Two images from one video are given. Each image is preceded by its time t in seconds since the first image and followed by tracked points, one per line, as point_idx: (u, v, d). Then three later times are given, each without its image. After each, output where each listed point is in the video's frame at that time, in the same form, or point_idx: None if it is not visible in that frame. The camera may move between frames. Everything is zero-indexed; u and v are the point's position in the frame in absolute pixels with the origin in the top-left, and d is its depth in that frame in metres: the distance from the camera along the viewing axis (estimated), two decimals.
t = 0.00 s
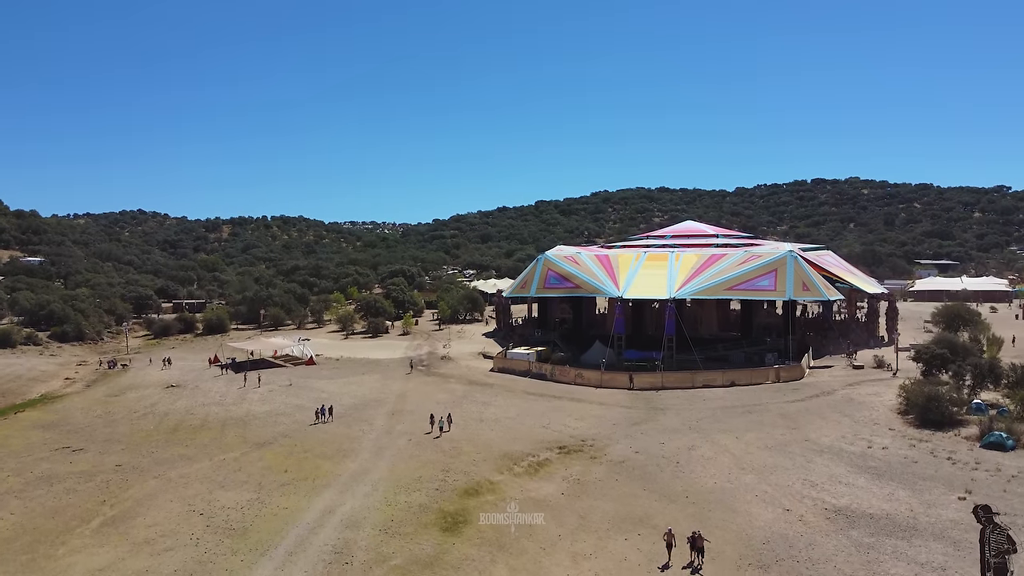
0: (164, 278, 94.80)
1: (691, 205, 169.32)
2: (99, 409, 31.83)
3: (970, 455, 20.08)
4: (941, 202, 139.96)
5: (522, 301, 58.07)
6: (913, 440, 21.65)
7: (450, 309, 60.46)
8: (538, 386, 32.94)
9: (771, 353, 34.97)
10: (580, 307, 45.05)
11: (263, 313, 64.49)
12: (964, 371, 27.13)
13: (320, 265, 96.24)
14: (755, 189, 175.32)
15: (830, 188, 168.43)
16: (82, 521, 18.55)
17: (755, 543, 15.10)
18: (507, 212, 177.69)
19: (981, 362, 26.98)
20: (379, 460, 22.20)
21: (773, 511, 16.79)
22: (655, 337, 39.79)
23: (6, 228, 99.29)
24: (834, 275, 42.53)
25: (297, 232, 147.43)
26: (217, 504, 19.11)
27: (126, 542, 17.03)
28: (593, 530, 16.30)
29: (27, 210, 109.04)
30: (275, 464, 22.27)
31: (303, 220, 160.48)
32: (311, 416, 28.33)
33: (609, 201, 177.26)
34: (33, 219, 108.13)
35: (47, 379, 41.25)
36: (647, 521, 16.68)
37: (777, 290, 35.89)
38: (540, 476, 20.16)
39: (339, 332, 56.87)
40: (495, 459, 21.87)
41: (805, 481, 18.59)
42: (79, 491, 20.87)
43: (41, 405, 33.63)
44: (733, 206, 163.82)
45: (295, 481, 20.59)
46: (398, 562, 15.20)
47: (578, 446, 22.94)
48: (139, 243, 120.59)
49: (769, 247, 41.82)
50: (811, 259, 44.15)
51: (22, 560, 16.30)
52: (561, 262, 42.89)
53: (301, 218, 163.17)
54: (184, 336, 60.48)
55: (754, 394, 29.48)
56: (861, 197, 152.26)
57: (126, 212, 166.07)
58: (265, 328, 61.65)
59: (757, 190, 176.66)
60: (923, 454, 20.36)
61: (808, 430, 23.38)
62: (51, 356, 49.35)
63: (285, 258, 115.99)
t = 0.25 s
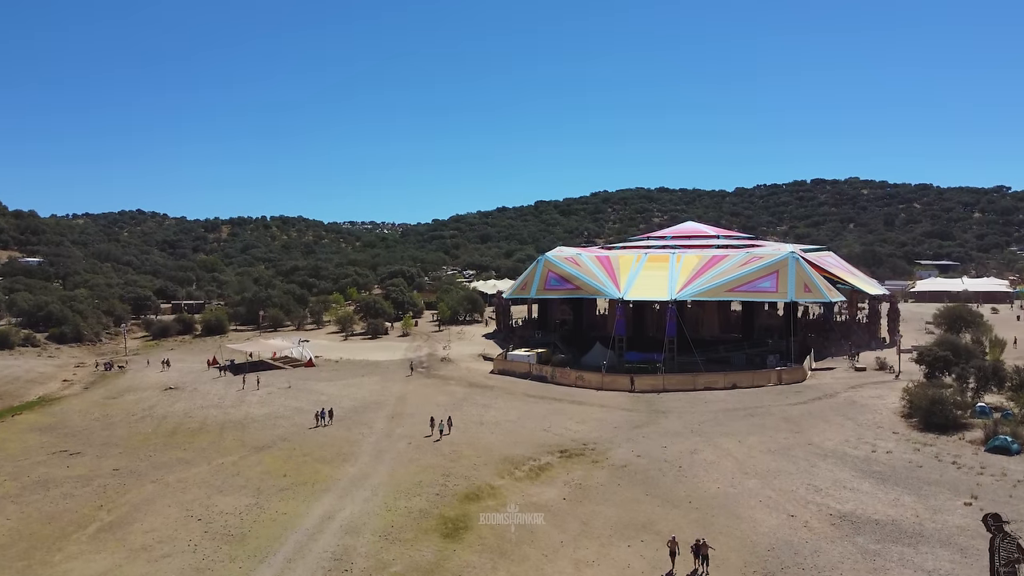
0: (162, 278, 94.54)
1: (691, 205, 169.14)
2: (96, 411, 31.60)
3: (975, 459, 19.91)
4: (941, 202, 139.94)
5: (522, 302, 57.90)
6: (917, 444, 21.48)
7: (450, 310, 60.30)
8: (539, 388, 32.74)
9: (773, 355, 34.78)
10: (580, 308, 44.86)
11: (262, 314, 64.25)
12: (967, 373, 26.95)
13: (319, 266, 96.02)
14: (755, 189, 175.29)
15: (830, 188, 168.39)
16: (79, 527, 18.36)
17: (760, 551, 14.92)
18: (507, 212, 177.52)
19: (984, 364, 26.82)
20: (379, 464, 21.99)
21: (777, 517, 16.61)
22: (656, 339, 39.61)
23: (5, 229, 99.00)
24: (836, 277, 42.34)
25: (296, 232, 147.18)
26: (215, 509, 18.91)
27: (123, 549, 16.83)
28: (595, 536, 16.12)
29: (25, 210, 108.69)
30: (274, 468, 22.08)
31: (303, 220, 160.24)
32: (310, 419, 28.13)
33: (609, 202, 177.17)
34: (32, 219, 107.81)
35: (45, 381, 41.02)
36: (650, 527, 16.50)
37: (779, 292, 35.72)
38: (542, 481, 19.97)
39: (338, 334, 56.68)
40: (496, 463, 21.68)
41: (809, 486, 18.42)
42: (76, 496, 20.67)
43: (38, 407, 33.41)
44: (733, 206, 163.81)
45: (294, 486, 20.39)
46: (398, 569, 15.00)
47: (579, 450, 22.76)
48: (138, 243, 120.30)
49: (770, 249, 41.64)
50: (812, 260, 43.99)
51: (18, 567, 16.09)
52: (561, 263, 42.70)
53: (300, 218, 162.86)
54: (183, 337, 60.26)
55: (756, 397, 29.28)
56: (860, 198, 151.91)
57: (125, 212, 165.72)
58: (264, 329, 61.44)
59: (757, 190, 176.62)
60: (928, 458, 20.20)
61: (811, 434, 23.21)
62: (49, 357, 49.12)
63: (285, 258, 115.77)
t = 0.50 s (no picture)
0: (162, 279, 94.34)
1: (691, 206, 168.95)
2: (95, 414, 31.39)
3: (980, 463, 19.74)
4: (941, 202, 139.83)
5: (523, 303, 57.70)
6: (923, 448, 21.30)
7: (450, 311, 60.11)
8: (540, 391, 32.55)
9: (775, 357, 34.59)
10: (581, 309, 44.66)
11: (262, 315, 64.06)
12: (971, 376, 26.77)
13: (319, 266, 95.82)
14: (755, 189, 175.18)
15: (830, 188, 168.28)
16: (76, 533, 18.17)
17: (766, 557, 14.74)
18: (507, 212, 177.37)
19: (988, 367, 26.64)
20: (379, 469, 21.80)
21: (782, 523, 16.44)
22: (657, 341, 39.42)
23: (4, 229, 98.74)
24: (837, 278, 42.17)
25: (296, 233, 147.00)
26: (213, 515, 18.71)
27: (120, 555, 16.63)
28: (598, 543, 15.93)
29: (24, 211, 108.39)
30: (273, 473, 21.88)
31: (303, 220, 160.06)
32: (310, 422, 27.93)
33: (609, 202, 177.05)
34: (31, 220, 107.55)
35: (43, 383, 40.81)
36: (653, 533, 16.31)
37: (781, 293, 35.56)
38: (544, 485, 19.78)
39: (338, 335, 56.48)
40: (497, 467, 21.49)
41: (814, 492, 18.25)
42: (73, 501, 20.47)
43: (36, 410, 33.19)
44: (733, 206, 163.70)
45: (294, 490, 20.20)
46: None
47: (581, 454, 22.57)
48: (138, 244, 120.05)
49: (772, 250, 41.47)
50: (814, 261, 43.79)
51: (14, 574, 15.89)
52: (562, 265, 42.51)
53: (300, 219, 162.59)
54: (182, 338, 60.06)
55: (758, 399, 29.09)
56: (861, 198, 151.76)
57: (124, 213, 165.47)
58: (263, 331, 61.23)
59: (757, 191, 176.49)
60: (933, 462, 20.01)
61: (815, 437, 23.03)
62: (48, 359, 48.90)
63: (284, 258, 115.65)
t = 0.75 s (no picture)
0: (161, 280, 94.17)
1: (691, 206, 168.81)
2: (93, 417, 31.19)
3: (986, 468, 19.55)
4: (941, 203, 139.72)
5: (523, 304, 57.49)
6: (927, 452, 21.12)
7: (450, 312, 59.94)
8: (541, 393, 32.35)
9: (777, 359, 34.41)
10: (582, 311, 44.45)
11: (261, 316, 63.86)
12: (976, 379, 26.57)
13: (318, 267, 95.64)
14: (755, 189, 175.13)
15: (830, 189, 168.23)
16: (73, 539, 17.97)
17: (771, 565, 14.56)
18: (507, 212, 177.21)
19: (992, 369, 26.45)
20: (379, 473, 21.60)
21: (787, 529, 16.26)
22: (658, 342, 39.23)
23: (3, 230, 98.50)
24: (839, 279, 41.99)
25: (296, 233, 146.87)
26: (212, 520, 18.52)
27: (117, 562, 16.43)
28: (601, 550, 15.74)
29: (23, 211, 108.15)
30: (272, 477, 21.69)
31: (302, 220, 159.95)
32: (310, 425, 27.74)
33: (609, 202, 176.98)
34: (30, 220, 107.32)
35: (42, 385, 40.61)
36: (657, 540, 16.12)
37: (783, 295, 35.41)
38: (546, 490, 19.58)
39: (337, 336, 56.29)
40: (498, 471, 21.31)
41: (818, 497, 18.08)
42: (70, 506, 20.27)
43: (34, 413, 32.97)
44: (733, 206, 163.59)
45: (293, 495, 20.00)
46: None
47: (584, 457, 22.40)
48: (137, 244, 119.84)
49: (774, 251, 41.29)
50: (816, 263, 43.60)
51: None
52: (563, 266, 42.34)
53: (299, 219, 162.41)
54: (182, 340, 59.85)
55: (761, 402, 28.90)
56: (861, 198, 151.67)
57: (124, 213, 165.25)
58: (263, 332, 61.00)
59: (757, 191, 176.44)
60: (938, 467, 19.84)
61: (818, 441, 22.87)
62: (46, 361, 48.65)
63: (284, 258, 115.48)
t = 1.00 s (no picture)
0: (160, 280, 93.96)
1: (690, 207, 168.67)
2: (90, 420, 30.97)
3: (992, 472, 19.38)
4: (941, 203, 139.64)
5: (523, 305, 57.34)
6: (932, 456, 20.94)
7: (450, 313, 59.77)
8: (542, 396, 32.15)
9: (779, 360, 34.24)
10: (583, 312, 44.26)
11: (260, 317, 63.65)
12: (980, 382, 26.39)
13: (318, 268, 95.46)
14: (755, 190, 175.07)
15: (829, 189, 168.07)
16: (69, 545, 17.76)
17: (776, 572, 14.38)
18: (506, 213, 177.08)
19: (996, 372, 26.25)
20: (379, 477, 21.41)
21: (792, 535, 16.09)
22: (659, 344, 39.05)
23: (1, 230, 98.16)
24: (841, 280, 41.82)
25: (295, 233, 146.59)
26: (210, 526, 18.31)
27: (113, 569, 16.23)
28: (604, 556, 15.55)
29: (22, 211, 107.83)
30: (271, 481, 21.50)
31: (301, 221, 159.65)
32: (309, 429, 27.54)
33: (608, 202, 176.93)
34: (28, 221, 106.98)
35: (39, 387, 40.39)
36: (660, 546, 15.94)
37: (785, 297, 35.23)
38: (547, 495, 19.40)
39: (336, 338, 56.12)
40: (499, 476, 21.12)
41: (823, 503, 17.91)
42: (67, 511, 20.06)
43: (31, 415, 32.75)
44: (733, 207, 163.47)
45: (292, 500, 19.81)
46: None
47: (585, 461, 22.22)
48: (136, 245, 119.47)
49: (775, 252, 41.11)
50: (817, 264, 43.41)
51: None
52: (563, 267, 42.14)
53: (298, 219, 162.10)
54: (180, 341, 59.62)
55: (763, 405, 28.72)
56: (861, 199, 151.55)
57: (123, 213, 164.96)
58: (262, 333, 60.77)
59: (757, 192, 176.38)
60: (943, 471, 19.68)
61: (822, 445, 22.70)
62: (44, 362, 48.41)
63: (283, 259, 115.27)
